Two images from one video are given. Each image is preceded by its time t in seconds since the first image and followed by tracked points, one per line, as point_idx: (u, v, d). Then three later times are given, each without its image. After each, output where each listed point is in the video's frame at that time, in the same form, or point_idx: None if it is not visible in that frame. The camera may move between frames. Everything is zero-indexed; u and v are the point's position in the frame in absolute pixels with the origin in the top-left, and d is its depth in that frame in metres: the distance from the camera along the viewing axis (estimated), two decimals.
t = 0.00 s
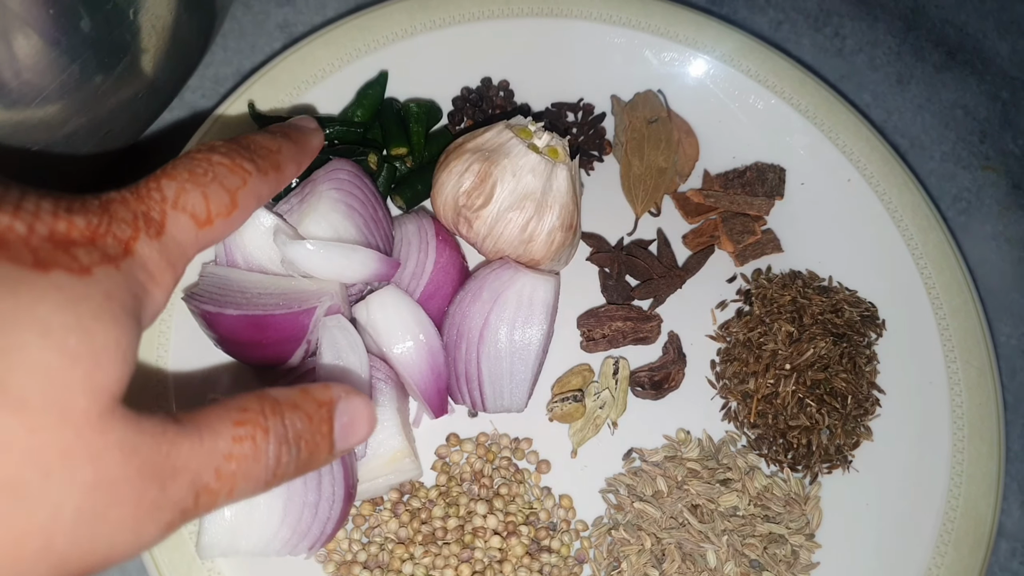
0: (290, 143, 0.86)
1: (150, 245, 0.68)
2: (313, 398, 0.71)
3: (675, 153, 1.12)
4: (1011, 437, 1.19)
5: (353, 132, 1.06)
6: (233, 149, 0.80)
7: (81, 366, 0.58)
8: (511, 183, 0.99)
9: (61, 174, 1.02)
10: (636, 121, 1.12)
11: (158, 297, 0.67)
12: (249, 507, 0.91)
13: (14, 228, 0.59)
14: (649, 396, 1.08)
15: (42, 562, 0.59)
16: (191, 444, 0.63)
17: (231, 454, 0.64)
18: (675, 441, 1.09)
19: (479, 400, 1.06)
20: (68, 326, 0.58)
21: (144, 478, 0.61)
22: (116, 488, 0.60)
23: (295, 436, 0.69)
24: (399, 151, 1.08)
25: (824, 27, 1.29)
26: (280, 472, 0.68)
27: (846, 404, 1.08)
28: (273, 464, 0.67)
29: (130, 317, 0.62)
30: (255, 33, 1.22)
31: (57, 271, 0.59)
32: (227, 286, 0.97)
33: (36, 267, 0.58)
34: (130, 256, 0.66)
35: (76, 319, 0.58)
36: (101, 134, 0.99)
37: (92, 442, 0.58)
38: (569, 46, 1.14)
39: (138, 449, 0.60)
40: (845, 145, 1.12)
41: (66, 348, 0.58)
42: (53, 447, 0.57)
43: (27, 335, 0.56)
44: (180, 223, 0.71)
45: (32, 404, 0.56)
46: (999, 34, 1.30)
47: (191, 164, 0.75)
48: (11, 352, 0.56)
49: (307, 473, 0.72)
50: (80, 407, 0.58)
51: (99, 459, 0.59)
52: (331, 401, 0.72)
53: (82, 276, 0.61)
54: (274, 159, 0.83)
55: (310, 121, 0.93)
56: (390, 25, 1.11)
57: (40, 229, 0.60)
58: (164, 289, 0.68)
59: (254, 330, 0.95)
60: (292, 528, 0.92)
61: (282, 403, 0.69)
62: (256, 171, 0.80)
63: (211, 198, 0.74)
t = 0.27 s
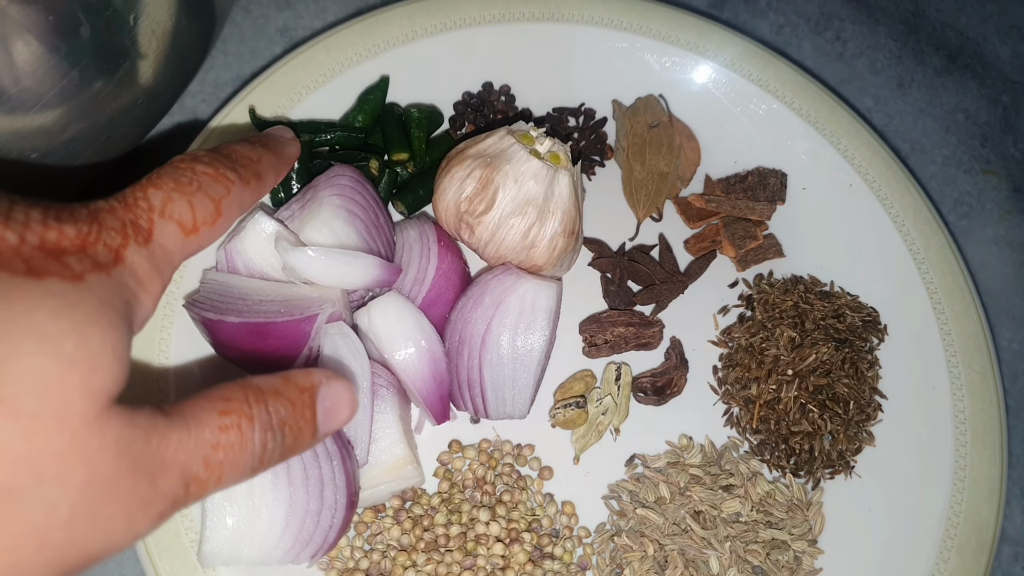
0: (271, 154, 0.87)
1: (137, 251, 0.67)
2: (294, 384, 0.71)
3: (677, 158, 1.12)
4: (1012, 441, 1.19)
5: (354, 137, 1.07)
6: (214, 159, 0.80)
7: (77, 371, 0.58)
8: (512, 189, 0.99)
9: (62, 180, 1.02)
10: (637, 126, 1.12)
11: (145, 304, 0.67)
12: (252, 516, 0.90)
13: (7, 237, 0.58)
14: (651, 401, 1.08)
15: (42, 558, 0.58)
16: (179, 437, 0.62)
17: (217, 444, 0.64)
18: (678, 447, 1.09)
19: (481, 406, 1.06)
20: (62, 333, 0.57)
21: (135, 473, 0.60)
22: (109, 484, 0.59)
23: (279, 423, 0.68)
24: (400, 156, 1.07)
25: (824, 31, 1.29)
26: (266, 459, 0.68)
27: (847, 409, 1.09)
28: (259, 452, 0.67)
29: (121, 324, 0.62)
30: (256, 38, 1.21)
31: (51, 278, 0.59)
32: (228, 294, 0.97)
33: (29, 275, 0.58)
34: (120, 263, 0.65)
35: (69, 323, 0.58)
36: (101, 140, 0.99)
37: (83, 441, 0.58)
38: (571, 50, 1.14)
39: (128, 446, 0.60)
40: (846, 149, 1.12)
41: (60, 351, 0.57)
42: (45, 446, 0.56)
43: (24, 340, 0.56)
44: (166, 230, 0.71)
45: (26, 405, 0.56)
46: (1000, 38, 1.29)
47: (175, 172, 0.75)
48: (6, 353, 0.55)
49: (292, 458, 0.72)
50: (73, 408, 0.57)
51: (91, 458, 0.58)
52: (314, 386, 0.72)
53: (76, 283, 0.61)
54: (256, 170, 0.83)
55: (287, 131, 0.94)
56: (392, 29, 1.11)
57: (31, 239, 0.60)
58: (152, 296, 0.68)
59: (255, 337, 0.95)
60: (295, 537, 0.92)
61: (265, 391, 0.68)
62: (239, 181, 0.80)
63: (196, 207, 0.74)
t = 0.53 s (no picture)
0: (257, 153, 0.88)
1: (139, 252, 0.69)
2: (292, 384, 0.71)
3: (676, 159, 1.12)
4: (1010, 443, 1.19)
5: (354, 139, 1.07)
6: (206, 160, 0.81)
7: (82, 372, 0.58)
8: (512, 190, 0.99)
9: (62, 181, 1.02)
10: (636, 127, 1.12)
11: (148, 303, 0.69)
12: (251, 517, 0.90)
13: (12, 241, 0.59)
14: (650, 402, 1.08)
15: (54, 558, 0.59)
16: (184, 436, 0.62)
17: (218, 445, 0.64)
18: (676, 448, 1.09)
19: (480, 407, 1.06)
20: (69, 337, 0.58)
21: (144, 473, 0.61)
22: (117, 485, 0.60)
23: (278, 424, 0.69)
24: (399, 157, 1.08)
25: (823, 32, 1.29)
26: (265, 459, 0.69)
27: (846, 410, 1.09)
28: (259, 453, 0.67)
29: (126, 326, 0.63)
30: (255, 39, 1.22)
31: (57, 282, 0.60)
32: (228, 295, 0.97)
33: (35, 279, 0.59)
34: (124, 265, 0.67)
35: (75, 326, 0.59)
36: (101, 141, 0.99)
37: (89, 440, 0.58)
38: (570, 52, 1.14)
39: (136, 445, 0.60)
40: (845, 151, 1.12)
41: (67, 351, 0.58)
42: (53, 446, 0.57)
43: (31, 343, 0.56)
44: (165, 231, 0.72)
45: (34, 406, 0.56)
46: (997, 40, 1.30)
47: (170, 175, 0.76)
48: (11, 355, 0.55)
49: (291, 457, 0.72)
50: (79, 409, 0.58)
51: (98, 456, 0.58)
52: (311, 387, 0.73)
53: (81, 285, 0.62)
54: (246, 168, 0.85)
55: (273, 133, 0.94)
56: (391, 31, 1.12)
57: (37, 241, 0.60)
58: (155, 294, 0.70)
59: (255, 338, 0.95)
60: (294, 538, 0.92)
61: (263, 390, 0.69)
62: (235, 181, 0.82)
63: (193, 208, 0.76)
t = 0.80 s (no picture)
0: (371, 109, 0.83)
1: (241, 207, 0.60)
2: (366, 369, 0.69)
3: (674, 162, 1.12)
4: (1008, 445, 1.20)
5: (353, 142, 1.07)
6: (297, 111, 0.72)
7: (176, 363, 0.52)
8: (510, 194, 0.99)
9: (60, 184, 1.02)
10: (634, 130, 1.12)
11: (261, 265, 0.61)
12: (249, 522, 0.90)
13: (97, 207, 0.52)
14: (649, 405, 1.08)
15: (163, 568, 0.55)
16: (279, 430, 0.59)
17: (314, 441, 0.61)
18: (675, 451, 1.09)
19: (479, 411, 1.06)
20: (157, 319, 0.51)
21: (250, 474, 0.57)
22: (225, 488, 0.55)
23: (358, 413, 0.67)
24: (399, 161, 1.08)
25: (821, 35, 1.29)
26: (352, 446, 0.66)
27: (845, 412, 1.09)
28: (344, 443, 0.65)
29: (219, 297, 0.55)
30: (254, 42, 1.22)
31: (150, 254, 0.52)
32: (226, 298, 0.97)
33: (126, 252, 0.51)
34: (226, 221, 0.58)
35: (167, 309, 0.52)
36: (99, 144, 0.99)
37: (191, 444, 0.53)
38: (568, 54, 1.14)
39: (247, 440, 0.56)
40: (843, 154, 1.11)
41: (154, 341, 0.51)
42: (157, 456, 0.52)
43: (119, 333, 0.50)
44: (262, 179, 0.63)
45: (134, 410, 0.51)
46: (995, 42, 1.30)
47: (258, 125, 0.67)
48: (103, 356, 0.49)
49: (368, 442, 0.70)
50: (178, 409, 0.52)
51: (201, 457, 0.54)
52: (380, 368, 0.71)
53: (177, 253, 0.54)
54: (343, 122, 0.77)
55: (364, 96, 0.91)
56: (388, 34, 1.11)
57: (126, 205, 0.53)
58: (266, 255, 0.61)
59: (254, 342, 0.95)
60: (292, 542, 0.92)
61: (345, 378, 0.66)
62: (326, 125, 0.72)
63: (284, 152, 0.66)
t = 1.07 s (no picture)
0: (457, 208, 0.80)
1: (327, 304, 0.57)
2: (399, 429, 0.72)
3: (676, 163, 1.12)
4: (1012, 447, 1.19)
5: (354, 144, 1.07)
6: (402, 212, 0.68)
7: (261, 458, 0.51)
8: (512, 196, 0.99)
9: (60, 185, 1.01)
10: (636, 131, 1.11)
11: (331, 362, 0.58)
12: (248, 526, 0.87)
13: (196, 289, 0.50)
14: (652, 408, 1.08)
15: None
16: (304, 496, 0.63)
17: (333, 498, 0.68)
18: (677, 454, 1.09)
19: (481, 414, 1.06)
20: (244, 410, 0.50)
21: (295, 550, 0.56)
22: (276, 570, 0.54)
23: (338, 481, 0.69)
24: (398, 163, 1.06)
25: (823, 35, 1.29)
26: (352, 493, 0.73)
27: (848, 415, 1.08)
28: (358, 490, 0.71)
29: (295, 390, 0.54)
30: (254, 43, 1.21)
31: (242, 345, 0.50)
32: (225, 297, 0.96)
33: (220, 340, 0.49)
34: (311, 319, 0.55)
35: (255, 403, 0.50)
36: (98, 147, 0.98)
37: (257, 528, 0.52)
38: (570, 56, 1.13)
39: (292, 521, 0.56)
40: (846, 155, 1.11)
41: (239, 427, 0.49)
42: (226, 542, 0.50)
43: (210, 419, 0.48)
44: (355, 279, 0.60)
45: (210, 492, 0.49)
46: (998, 42, 1.29)
47: (364, 222, 0.64)
48: (191, 441, 0.47)
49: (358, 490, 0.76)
50: (256, 497, 0.51)
51: (262, 542, 0.52)
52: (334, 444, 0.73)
53: (267, 348, 0.52)
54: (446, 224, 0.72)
55: (474, 196, 0.91)
56: (390, 35, 1.11)
57: (222, 288, 0.51)
58: (341, 350, 0.59)
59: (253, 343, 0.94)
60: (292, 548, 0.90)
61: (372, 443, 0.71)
62: (431, 233, 0.68)
63: (387, 255, 0.62)
